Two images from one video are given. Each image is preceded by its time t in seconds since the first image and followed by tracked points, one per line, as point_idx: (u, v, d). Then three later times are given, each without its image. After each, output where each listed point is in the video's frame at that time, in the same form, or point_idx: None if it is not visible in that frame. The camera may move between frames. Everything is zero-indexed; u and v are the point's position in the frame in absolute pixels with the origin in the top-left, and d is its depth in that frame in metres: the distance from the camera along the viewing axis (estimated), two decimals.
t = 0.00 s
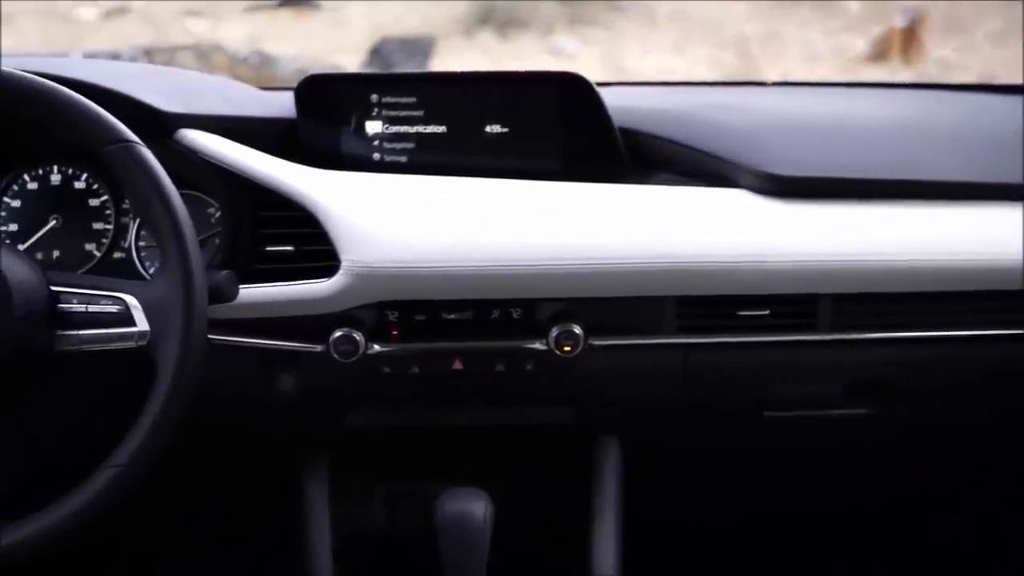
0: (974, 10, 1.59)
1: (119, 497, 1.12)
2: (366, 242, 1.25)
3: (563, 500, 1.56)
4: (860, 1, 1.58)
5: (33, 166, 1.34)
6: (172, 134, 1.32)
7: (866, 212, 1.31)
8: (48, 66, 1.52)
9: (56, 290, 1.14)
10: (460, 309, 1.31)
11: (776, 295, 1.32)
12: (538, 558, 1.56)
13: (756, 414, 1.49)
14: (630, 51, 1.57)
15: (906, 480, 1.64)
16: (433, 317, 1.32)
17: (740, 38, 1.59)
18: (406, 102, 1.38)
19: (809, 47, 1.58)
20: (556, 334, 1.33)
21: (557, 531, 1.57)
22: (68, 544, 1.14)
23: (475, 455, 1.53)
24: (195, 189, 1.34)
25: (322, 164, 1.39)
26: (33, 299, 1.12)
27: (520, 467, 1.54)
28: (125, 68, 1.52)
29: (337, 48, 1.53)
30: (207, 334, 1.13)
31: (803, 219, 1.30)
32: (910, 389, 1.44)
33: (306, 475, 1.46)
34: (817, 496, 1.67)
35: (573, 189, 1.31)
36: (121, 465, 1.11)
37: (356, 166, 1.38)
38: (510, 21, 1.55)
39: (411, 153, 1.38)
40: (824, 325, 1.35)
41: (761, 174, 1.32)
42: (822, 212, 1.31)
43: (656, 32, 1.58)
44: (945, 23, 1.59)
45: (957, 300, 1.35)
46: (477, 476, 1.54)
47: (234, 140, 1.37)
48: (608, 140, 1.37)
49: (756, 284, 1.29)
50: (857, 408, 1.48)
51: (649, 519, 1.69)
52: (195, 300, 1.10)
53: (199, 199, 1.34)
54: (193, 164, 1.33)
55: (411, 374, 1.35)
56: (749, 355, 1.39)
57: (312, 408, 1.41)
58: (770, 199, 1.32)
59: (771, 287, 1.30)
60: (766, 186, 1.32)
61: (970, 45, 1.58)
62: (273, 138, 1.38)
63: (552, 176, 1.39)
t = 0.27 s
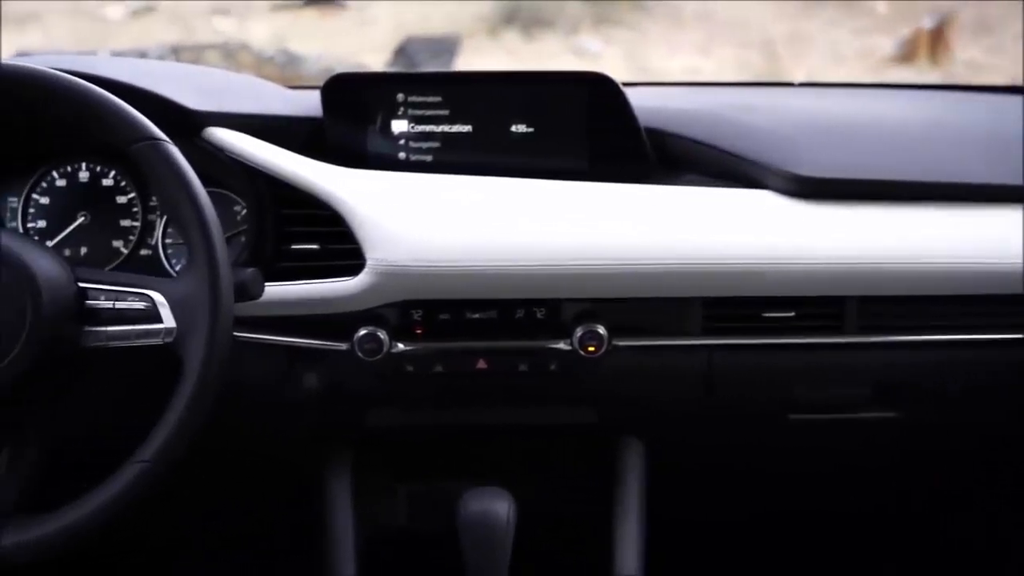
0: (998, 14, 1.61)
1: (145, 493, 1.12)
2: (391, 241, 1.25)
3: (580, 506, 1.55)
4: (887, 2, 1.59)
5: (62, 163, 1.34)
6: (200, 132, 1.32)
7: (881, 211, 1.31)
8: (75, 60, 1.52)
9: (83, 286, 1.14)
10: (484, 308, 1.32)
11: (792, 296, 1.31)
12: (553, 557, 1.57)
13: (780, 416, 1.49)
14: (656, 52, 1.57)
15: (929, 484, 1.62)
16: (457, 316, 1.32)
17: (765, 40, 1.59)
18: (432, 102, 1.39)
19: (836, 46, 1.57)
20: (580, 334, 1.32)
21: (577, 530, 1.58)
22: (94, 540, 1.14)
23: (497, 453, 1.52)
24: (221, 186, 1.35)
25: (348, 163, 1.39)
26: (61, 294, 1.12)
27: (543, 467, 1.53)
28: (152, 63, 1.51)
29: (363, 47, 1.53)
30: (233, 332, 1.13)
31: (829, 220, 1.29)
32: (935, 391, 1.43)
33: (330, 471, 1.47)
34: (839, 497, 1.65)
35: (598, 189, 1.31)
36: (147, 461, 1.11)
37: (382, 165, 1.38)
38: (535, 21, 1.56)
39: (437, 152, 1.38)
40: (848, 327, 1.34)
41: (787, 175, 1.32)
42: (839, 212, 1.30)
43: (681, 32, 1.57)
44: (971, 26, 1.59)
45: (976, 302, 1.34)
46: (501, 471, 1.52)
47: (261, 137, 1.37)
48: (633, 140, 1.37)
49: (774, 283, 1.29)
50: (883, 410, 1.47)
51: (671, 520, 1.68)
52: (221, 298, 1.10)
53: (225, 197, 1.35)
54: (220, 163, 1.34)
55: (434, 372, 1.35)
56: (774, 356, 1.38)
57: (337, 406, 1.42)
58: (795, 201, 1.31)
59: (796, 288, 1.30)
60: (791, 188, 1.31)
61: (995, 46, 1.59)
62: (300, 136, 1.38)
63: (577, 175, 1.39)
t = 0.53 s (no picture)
0: None
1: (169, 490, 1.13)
2: (415, 240, 1.25)
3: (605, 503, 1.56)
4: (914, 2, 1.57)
5: (88, 160, 1.35)
6: (224, 131, 1.33)
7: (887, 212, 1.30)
8: (101, 58, 1.52)
9: (109, 282, 1.15)
10: (507, 307, 1.32)
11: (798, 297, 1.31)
12: (579, 556, 1.56)
13: (804, 419, 1.48)
14: (681, 52, 1.56)
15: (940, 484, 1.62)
16: (480, 315, 1.32)
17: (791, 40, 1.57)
18: (456, 101, 1.39)
19: (862, 46, 1.57)
20: (603, 335, 1.33)
21: (595, 530, 1.57)
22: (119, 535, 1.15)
23: (519, 453, 1.52)
24: (246, 184, 1.34)
25: (374, 162, 1.39)
26: (87, 292, 1.12)
27: (566, 466, 1.53)
28: (177, 61, 1.51)
29: (386, 46, 1.54)
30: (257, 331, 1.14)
31: (855, 222, 1.29)
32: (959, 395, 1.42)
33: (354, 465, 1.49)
34: (840, 498, 1.64)
35: (623, 190, 1.31)
36: (171, 458, 1.12)
37: (406, 164, 1.38)
38: (559, 21, 1.55)
39: (461, 151, 1.38)
40: (873, 329, 1.34)
41: (812, 177, 1.31)
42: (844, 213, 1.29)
43: (705, 32, 1.56)
44: (999, 26, 1.58)
45: (986, 305, 1.33)
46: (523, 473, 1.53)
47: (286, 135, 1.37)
48: (658, 140, 1.37)
49: (781, 286, 1.28)
50: (907, 414, 1.47)
51: (691, 520, 1.68)
52: (246, 297, 1.11)
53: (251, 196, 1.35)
54: (244, 161, 1.33)
55: (457, 372, 1.36)
56: (798, 358, 1.37)
57: (360, 404, 1.43)
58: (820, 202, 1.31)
59: (807, 290, 1.29)
60: (817, 189, 1.31)
61: None
62: (324, 134, 1.38)
63: (600, 176, 1.39)
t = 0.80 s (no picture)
0: None
1: (194, 486, 1.13)
2: (439, 239, 1.25)
3: (627, 501, 1.57)
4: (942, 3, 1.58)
5: (115, 158, 1.36)
6: (250, 129, 1.33)
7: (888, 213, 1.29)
8: (127, 56, 1.52)
9: (135, 279, 1.16)
10: (531, 307, 1.32)
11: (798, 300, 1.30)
12: (598, 556, 1.56)
13: (828, 421, 1.48)
14: (707, 53, 1.55)
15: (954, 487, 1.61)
16: (503, 314, 1.32)
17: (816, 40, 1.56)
18: (481, 100, 1.39)
19: (888, 48, 1.56)
20: (626, 336, 1.32)
21: (616, 530, 1.58)
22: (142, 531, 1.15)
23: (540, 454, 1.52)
24: (271, 182, 1.35)
25: (399, 161, 1.39)
26: (114, 290, 1.13)
27: (586, 466, 1.53)
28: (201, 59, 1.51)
29: (410, 46, 1.54)
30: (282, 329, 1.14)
31: (882, 224, 1.28)
32: (986, 399, 1.41)
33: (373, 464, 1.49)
34: (861, 499, 1.64)
35: (648, 191, 1.31)
36: (196, 454, 1.12)
37: (430, 163, 1.37)
38: (584, 21, 1.55)
39: (485, 151, 1.38)
40: (898, 331, 1.33)
41: (839, 178, 1.30)
42: (847, 212, 1.29)
43: (728, 35, 1.56)
44: None
45: (987, 308, 1.32)
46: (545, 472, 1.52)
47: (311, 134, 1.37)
48: (683, 140, 1.37)
49: (780, 289, 1.28)
50: (932, 417, 1.46)
51: (712, 521, 1.67)
52: (271, 295, 1.11)
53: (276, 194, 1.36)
54: (270, 159, 1.34)
55: (480, 372, 1.35)
56: (822, 359, 1.36)
57: (383, 403, 1.43)
58: (847, 204, 1.30)
59: (811, 292, 1.28)
60: (843, 190, 1.30)
61: None
62: (348, 133, 1.38)
63: (623, 176, 1.38)
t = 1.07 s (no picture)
0: None
1: (220, 482, 1.14)
2: (465, 239, 1.26)
3: (648, 508, 1.55)
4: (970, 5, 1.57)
5: (145, 155, 1.38)
6: (278, 127, 1.33)
7: (882, 215, 1.28)
8: (156, 54, 1.53)
9: (163, 276, 1.17)
10: (556, 307, 1.32)
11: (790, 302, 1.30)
12: (618, 556, 1.57)
13: (854, 424, 1.47)
14: (735, 54, 1.55)
15: (967, 498, 1.60)
16: (529, 314, 1.32)
17: (844, 41, 1.55)
18: (508, 100, 1.40)
19: (917, 50, 1.55)
20: (652, 336, 1.32)
21: (637, 531, 1.58)
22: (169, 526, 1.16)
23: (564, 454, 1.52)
24: (297, 181, 1.35)
25: (425, 160, 1.40)
26: (142, 287, 1.14)
27: (609, 467, 1.53)
28: (228, 58, 1.51)
29: (436, 45, 1.54)
30: (308, 326, 1.15)
31: (910, 227, 1.27)
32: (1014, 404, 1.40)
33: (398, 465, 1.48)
34: (887, 504, 1.62)
35: (675, 192, 1.31)
36: (223, 450, 1.13)
37: (457, 161, 1.37)
38: (611, 21, 1.54)
39: (512, 151, 1.39)
40: (927, 335, 1.33)
41: (868, 180, 1.30)
42: (835, 214, 1.28)
43: (756, 36, 1.56)
44: None
45: (984, 311, 1.31)
46: (570, 473, 1.52)
47: (339, 132, 1.37)
48: (710, 141, 1.37)
49: (768, 292, 1.28)
50: (960, 421, 1.45)
51: (736, 523, 1.66)
52: (297, 293, 1.12)
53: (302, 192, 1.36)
54: (297, 157, 1.34)
55: (505, 371, 1.35)
56: (849, 361, 1.35)
57: (408, 402, 1.43)
58: (875, 207, 1.29)
59: (801, 293, 1.28)
60: (872, 193, 1.29)
61: None
62: (375, 130, 1.38)
63: (650, 176, 1.38)
